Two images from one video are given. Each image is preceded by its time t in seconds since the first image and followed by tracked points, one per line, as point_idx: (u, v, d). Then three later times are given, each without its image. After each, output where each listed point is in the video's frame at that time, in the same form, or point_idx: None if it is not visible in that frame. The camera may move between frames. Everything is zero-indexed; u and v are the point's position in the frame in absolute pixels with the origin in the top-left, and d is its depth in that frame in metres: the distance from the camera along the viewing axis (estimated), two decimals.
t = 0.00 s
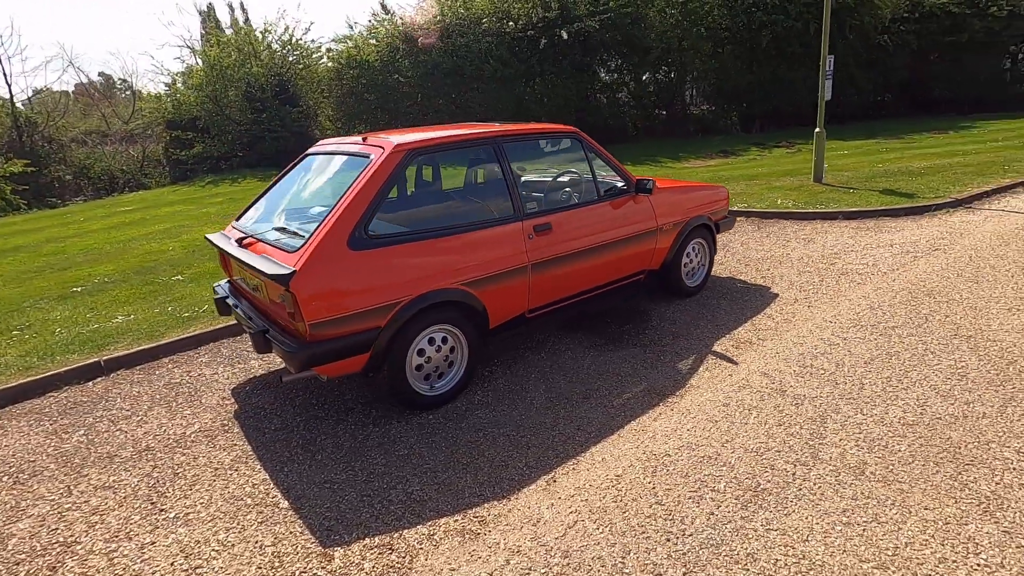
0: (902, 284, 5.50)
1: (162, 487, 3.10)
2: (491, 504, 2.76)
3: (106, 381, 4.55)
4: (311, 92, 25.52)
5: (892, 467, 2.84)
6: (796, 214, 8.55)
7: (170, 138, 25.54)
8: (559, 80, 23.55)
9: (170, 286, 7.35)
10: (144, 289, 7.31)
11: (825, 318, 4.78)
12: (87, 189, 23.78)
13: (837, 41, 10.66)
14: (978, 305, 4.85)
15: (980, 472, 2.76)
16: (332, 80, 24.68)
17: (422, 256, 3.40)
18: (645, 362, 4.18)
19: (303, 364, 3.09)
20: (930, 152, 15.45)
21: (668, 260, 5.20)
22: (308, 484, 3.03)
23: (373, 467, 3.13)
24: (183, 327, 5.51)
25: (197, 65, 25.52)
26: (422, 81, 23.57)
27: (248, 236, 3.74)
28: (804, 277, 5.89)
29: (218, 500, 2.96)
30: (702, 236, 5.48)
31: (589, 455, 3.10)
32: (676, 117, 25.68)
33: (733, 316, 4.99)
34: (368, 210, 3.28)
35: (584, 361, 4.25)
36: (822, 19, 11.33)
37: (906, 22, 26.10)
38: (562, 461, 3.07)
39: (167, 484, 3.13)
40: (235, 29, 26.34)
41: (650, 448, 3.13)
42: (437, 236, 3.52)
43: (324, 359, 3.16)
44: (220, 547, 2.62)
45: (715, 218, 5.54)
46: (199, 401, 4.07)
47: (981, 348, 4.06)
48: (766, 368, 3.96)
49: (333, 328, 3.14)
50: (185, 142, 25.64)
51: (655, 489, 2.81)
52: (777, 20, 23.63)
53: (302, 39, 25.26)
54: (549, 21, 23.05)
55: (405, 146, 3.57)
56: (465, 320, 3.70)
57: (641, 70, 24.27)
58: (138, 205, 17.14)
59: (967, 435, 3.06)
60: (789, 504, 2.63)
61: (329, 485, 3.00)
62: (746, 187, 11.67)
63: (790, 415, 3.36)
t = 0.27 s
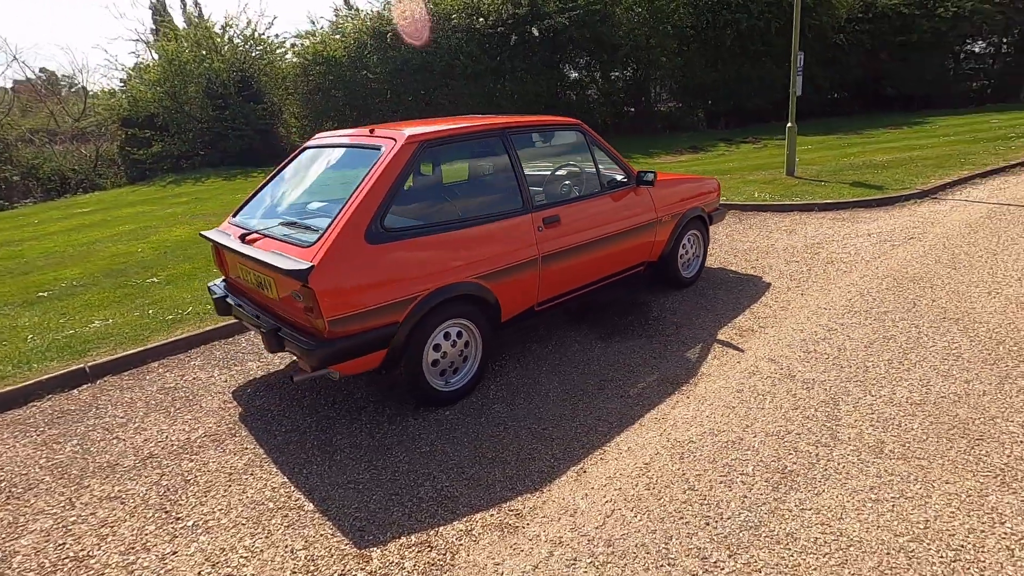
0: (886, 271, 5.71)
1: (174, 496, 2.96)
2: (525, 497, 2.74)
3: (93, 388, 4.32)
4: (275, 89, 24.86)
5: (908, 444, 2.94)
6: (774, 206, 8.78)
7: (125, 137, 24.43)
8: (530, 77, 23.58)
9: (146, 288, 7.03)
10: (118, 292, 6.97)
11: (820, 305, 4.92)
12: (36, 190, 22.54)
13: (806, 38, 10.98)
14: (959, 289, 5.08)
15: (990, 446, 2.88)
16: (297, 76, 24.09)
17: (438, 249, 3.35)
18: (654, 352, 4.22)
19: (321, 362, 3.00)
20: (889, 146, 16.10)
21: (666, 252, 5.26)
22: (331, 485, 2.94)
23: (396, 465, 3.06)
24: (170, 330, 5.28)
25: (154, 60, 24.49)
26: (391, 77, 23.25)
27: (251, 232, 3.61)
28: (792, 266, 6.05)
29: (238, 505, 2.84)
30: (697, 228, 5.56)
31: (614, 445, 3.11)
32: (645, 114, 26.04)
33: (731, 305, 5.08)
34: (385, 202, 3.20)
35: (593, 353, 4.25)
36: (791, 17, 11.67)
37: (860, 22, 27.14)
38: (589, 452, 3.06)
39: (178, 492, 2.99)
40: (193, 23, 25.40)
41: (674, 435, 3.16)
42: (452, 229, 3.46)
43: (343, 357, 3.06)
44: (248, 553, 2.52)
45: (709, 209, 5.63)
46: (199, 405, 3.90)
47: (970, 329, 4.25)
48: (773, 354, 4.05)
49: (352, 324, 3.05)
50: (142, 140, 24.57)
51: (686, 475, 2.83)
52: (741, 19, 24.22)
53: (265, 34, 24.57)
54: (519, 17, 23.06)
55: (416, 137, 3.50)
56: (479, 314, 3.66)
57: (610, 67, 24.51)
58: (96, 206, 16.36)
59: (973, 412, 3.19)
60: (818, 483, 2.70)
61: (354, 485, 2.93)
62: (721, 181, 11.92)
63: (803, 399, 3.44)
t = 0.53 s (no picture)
0: (878, 270, 5.88)
1: (196, 504, 2.91)
2: (556, 497, 2.75)
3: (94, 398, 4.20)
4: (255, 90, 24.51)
5: (920, 436, 3.05)
6: (763, 207, 8.95)
7: (98, 138, 23.78)
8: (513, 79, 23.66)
9: (137, 294, 6.86)
10: (107, 298, 6.79)
11: (819, 303, 5.05)
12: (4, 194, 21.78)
13: (790, 42, 11.23)
14: (949, 287, 5.26)
15: (999, 437, 3.00)
16: (278, 77, 23.81)
17: (459, 251, 3.35)
18: (664, 352, 4.28)
19: (345, 367, 2.97)
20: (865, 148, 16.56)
21: (668, 253, 5.34)
22: (357, 489, 2.92)
23: (421, 468, 3.05)
24: (169, 335, 5.17)
25: (127, 60, 23.89)
26: (374, 79, 23.13)
27: (265, 235, 3.57)
28: (787, 266, 6.19)
29: (264, 513, 2.80)
30: (697, 229, 5.66)
31: (637, 444, 3.15)
32: (626, 117, 26.32)
33: (733, 304, 5.17)
34: (407, 204, 3.20)
35: (604, 353, 4.29)
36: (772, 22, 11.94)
37: (833, 27, 27.86)
38: (614, 451, 3.10)
39: (200, 501, 2.94)
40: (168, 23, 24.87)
41: (694, 433, 3.21)
42: (471, 231, 3.47)
43: (367, 361, 3.04)
44: (281, 561, 2.48)
45: (708, 211, 5.74)
46: (209, 412, 3.83)
47: (965, 325, 4.41)
48: (780, 352, 4.14)
49: (375, 327, 3.04)
50: (116, 142, 23.93)
51: (711, 471, 2.88)
52: (719, 23, 24.65)
53: (244, 34, 24.21)
54: (502, 20, 23.12)
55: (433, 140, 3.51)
56: (496, 316, 3.67)
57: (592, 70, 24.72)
58: (71, 210, 15.90)
59: (977, 404, 3.32)
60: (840, 476, 2.77)
61: (381, 489, 2.91)
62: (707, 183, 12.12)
63: (816, 395, 3.53)
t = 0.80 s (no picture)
0: (861, 269, 6.13)
1: (221, 513, 2.83)
2: (590, 493, 2.78)
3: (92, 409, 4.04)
4: (223, 97, 23.97)
5: (929, 423, 3.19)
6: (744, 211, 9.22)
7: (56, 145, 22.84)
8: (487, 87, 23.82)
9: (119, 304, 6.62)
10: (87, 309, 6.53)
11: (812, 301, 5.23)
12: None
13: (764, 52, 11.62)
14: (931, 284, 5.52)
15: (1000, 421, 3.17)
16: (248, 83, 23.39)
17: (480, 253, 3.38)
18: (672, 350, 4.36)
19: (373, 368, 2.94)
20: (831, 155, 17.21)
21: (667, 255, 5.46)
22: (387, 492, 2.88)
23: (449, 468, 3.04)
24: (164, 345, 5.00)
25: (88, 64, 23.06)
26: (347, 86, 22.94)
27: (279, 238, 3.53)
28: (775, 266, 6.39)
29: (295, 519, 2.74)
30: (692, 231, 5.80)
31: (661, 438, 3.20)
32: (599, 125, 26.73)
33: (731, 303, 5.30)
34: (430, 205, 3.21)
35: (613, 352, 4.35)
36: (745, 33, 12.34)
37: (794, 40, 28.93)
38: (640, 446, 3.14)
39: (224, 509, 2.85)
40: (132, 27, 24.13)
41: (714, 427, 3.29)
42: (491, 232, 3.49)
43: (394, 363, 3.01)
44: (321, 566, 2.44)
45: (701, 213, 5.89)
46: (218, 420, 3.72)
47: (951, 320, 4.63)
48: (784, 348, 4.27)
49: (402, 329, 3.02)
50: (76, 149, 23.05)
51: (738, 462, 2.96)
52: (688, 35, 25.32)
53: (212, 40, 23.70)
54: (477, 29, 23.25)
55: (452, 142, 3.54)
56: (513, 317, 3.69)
57: (566, 79, 25.04)
58: (31, 220, 15.22)
59: (975, 391, 3.51)
60: (861, 463, 2.88)
61: (412, 491, 2.88)
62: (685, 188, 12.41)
63: (824, 387, 3.65)
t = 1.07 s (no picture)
0: (839, 273, 6.42)
1: (244, 532, 2.75)
2: (618, 497, 2.83)
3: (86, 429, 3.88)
4: (185, 104, 23.29)
5: (926, 419, 3.37)
6: (721, 219, 9.52)
7: (5, 154, 21.73)
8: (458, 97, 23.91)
9: (95, 320, 6.35)
10: (61, 326, 6.24)
11: (799, 305, 5.45)
12: None
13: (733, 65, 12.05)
14: (905, 287, 5.82)
15: (989, 415, 3.38)
16: (212, 91, 22.82)
17: (496, 262, 3.41)
18: (673, 355, 4.47)
19: (399, 378, 2.94)
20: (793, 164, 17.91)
21: (660, 262, 5.60)
22: (414, 504, 2.87)
23: (473, 479, 3.03)
24: (154, 361, 4.84)
25: (39, 70, 22.06)
26: (316, 95, 22.65)
27: (291, 249, 3.49)
28: (759, 272, 6.62)
29: (323, 534, 2.70)
30: (682, 239, 5.97)
31: (678, 441, 3.29)
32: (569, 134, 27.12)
33: (723, 308, 5.46)
34: (449, 216, 3.23)
35: (617, 359, 4.43)
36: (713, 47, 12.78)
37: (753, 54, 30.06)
38: (658, 450, 3.22)
39: (246, 528, 2.78)
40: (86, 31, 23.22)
41: (727, 428, 3.40)
42: (506, 241, 3.54)
43: (417, 373, 3.02)
44: None
45: (690, 222, 6.07)
46: (224, 437, 3.62)
47: (930, 320, 4.90)
48: (780, 350, 4.44)
49: (425, 338, 3.03)
50: (26, 158, 21.96)
51: (754, 462, 3.06)
52: (654, 47, 25.98)
53: (173, 46, 23.06)
54: (447, 39, 23.32)
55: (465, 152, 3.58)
56: (526, 325, 3.73)
57: (536, 89, 25.33)
58: None
59: (961, 387, 3.72)
60: (869, 458, 3.03)
61: (440, 502, 2.87)
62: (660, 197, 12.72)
63: (824, 388, 3.81)
